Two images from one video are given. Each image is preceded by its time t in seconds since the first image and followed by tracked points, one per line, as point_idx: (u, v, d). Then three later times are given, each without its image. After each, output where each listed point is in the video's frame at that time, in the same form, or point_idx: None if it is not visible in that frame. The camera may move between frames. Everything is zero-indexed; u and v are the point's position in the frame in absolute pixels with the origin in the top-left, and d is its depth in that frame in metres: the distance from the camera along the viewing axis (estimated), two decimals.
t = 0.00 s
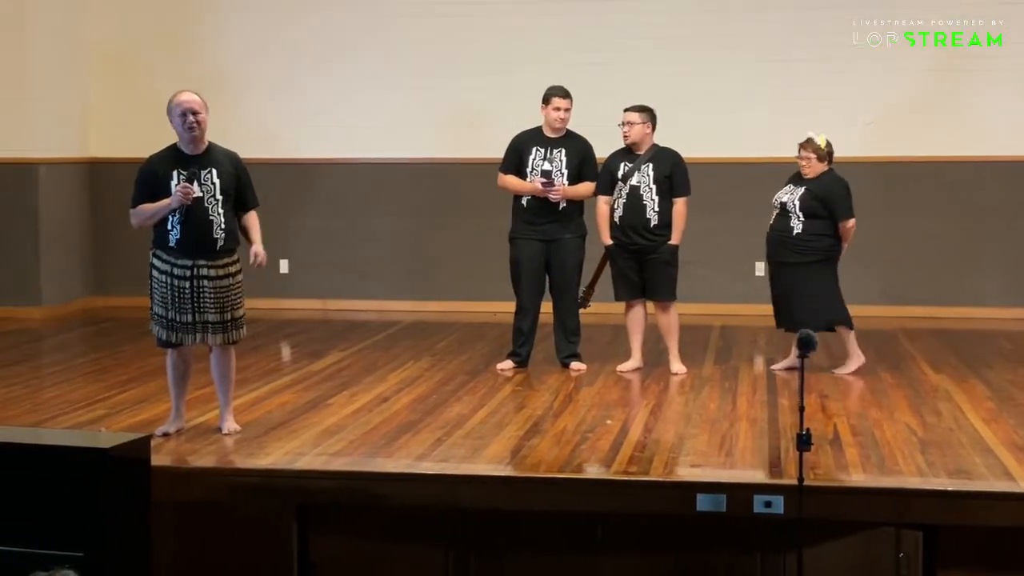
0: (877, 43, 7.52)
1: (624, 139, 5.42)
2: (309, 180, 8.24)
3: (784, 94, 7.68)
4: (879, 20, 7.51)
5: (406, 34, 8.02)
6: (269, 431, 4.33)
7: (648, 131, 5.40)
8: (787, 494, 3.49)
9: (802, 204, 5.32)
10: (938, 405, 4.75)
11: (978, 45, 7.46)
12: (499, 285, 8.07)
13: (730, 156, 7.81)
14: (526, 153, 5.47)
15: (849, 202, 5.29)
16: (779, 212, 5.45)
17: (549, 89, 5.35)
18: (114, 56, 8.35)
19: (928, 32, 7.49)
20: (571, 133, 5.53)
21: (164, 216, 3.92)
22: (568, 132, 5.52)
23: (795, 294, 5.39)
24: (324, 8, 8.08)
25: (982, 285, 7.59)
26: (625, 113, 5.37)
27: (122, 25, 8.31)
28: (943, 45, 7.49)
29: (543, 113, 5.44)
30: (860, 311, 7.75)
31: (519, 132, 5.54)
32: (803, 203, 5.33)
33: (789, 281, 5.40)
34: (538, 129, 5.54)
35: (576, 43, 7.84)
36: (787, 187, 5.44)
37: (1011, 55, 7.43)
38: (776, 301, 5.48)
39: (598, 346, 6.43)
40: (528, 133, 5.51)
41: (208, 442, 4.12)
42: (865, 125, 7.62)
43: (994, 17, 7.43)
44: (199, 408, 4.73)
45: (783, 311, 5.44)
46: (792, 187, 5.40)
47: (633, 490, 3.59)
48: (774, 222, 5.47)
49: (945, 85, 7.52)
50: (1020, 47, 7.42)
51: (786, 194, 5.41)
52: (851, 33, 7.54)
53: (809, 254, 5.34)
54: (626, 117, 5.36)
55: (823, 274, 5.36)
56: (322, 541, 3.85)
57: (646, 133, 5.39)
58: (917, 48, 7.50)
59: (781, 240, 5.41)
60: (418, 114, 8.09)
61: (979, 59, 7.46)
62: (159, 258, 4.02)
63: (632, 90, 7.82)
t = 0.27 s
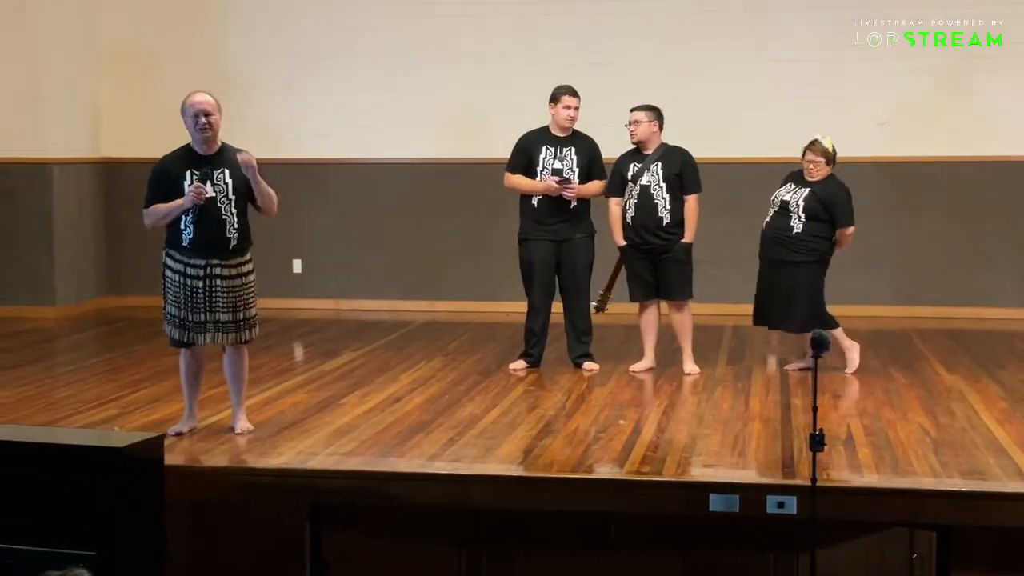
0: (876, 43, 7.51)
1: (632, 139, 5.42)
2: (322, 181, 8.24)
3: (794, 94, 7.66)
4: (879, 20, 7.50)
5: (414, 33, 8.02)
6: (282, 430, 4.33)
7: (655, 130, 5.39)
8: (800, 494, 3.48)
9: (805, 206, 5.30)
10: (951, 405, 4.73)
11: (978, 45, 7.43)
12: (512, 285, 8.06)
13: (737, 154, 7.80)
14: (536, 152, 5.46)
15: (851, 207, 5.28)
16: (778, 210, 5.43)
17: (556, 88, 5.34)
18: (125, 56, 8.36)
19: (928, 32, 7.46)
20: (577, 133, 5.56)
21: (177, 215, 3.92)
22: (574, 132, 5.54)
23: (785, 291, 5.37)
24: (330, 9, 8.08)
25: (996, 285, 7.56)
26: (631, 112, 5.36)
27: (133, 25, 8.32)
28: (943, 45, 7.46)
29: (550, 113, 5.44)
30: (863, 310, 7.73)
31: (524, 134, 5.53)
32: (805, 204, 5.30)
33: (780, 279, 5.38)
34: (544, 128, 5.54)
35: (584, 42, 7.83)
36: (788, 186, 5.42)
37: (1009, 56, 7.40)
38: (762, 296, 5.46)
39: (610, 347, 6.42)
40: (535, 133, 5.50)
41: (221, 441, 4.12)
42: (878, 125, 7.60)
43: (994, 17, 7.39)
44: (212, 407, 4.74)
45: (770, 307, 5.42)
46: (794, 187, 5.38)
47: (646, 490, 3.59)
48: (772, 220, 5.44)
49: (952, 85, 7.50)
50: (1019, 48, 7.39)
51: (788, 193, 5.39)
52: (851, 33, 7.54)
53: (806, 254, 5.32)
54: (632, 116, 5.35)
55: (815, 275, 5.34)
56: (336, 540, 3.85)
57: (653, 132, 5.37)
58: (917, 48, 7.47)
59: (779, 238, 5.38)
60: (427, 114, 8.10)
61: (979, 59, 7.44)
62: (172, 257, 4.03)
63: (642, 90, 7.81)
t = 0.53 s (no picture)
0: (878, 43, 7.51)
1: (640, 139, 5.42)
2: (335, 181, 8.25)
3: (804, 94, 7.65)
4: (880, 20, 7.49)
5: (423, 34, 8.03)
6: (294, 430, 4.34)
7: (664, 130, 5.39)
8: (814, 496, 3.47)
9: (811, 206, 5.26)
10: (965, 406, 4.72)
11: (979, 45, 7.42)
12: (524, 285, 8.06)
13: (755, 154, 7.78)
14: (548, 152, 5.44)
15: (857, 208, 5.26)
16: (782, 210, 5.38)
17: (563, 90, 5.36)
18: (137, 57, 8.38)
19: (930, 32, 7.45)
20: (584, 132, 5.56)
21: (190, 214, 3.94)
22: (580, 131, 5.54)
23: (786, 291, 5.38)
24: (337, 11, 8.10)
25: (1009, 286, 7.54)
26: (639, 112, 5.36)
27: (144, 25, 8.34)
28: (943, 45, 7.45)
29: (556, 111, 5.43)
30: (871, 310, 7.72)
31: (531, 133, 5.50)
32: (812, 204, 5.26)
33: (783, 278, 5.39)
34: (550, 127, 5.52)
35: (593, 42, 7.83)
36: (791, 185, 5.37)
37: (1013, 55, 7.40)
38: (762, 294, 5.47)
39: (623, 347, 6.42)
40: (544, 133, 5.47)
41: (233, 441, 4.12)
42: (892, 125, 7.58)
43: (995, 17, 7.38)
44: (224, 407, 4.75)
45: (769, 306, 5.44)
46: (799, 186, 5.32)
47: (658, 491, 3.58)
48: (777, 220, 5.41)
49: (961, 85, 7.48)
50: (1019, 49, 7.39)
51: (792, 192, 5.34)
52: (852, 33, 7.53)
53: (810, 255, 5.31)
54: (642, 117, 5.35)
55: (818, 275, 5.34)
56: (348, 540, 3.86)
57: (662, 132, 5.38)
58: (919, 49, 7.47)
59: (785, 238, 5.35)
60: (437, 113, 8.11)
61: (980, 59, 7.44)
62: (185, 257, 4.03)
63: (652, 91, 7.81)
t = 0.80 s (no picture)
0: (877, 43, 7.51)
1: (652, 140, 5.41)
2: (348, 181, 8.26)
3: (815, 94, 7.63)
4: (879, 20, 7.50)
5: (433, 34, 8.04)
6: (307, 430, 4.35)
7: (677, 130, 5.40)
8: (827, 496, 3.46)
9: (814, 204, 5.26)
10: (979, 407, 4.70)
11: (978, 45, 7.41)
12: (537, 285, 8.07)
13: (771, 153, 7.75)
14: (560, 154, 5.43)
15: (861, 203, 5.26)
16: (786, 212, 5.38)
17: (570, 91, 5.35)
18: (149, 57, 8.40)
19: (928, 32, 7.45)
20: (594, 132, 5.55)
21: (204, 214, 3.94)
22: (591, 131, 5.54)
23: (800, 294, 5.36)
24: (344, 12, 8.12)
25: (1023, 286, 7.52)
26: (652, 113, 5.35)
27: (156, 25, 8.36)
28: (943, 45, 7.45)
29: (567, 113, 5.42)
30: (885, 311, 7.69)
31: (543, 135, 5.48)
32: (815, 203, 5.26)
33: (797, 281, 5.37)
34: (562, 128, 5.50)
35: (603, 42, 7.83)
36: (793, 187, 5.38)
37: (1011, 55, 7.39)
38: (778, 300, 5.44)
39: (635, 347, 6.42)
40: (556, 134, 5.46)
41: (246, 441, 4.13)
42: (907, 125, 7.56)
43: (995, 17, 7.37)
44: (237, 407, 4.75)
45: (785, 310, 5.42)
46: (800, 187, 5.34)
47: (670, 491, 3.58)
48: (782, 222, 5.40)
49: (971, 86, 7.46)
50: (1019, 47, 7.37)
51: (794, 193, 5.35)
52: (851, 33, 7.53)
53: (821, 255, 5.30)
54: (654, 117, 5.33)
55: (827, 274, 5.33)
56: (360, 540, 3.86)
57: (676, 132, 5.38)
58: (917, 48, 7.46)
59: (791, 240, 5.35)
60: (448, 113, 8.11)
61: (979, 59, 7.43)
62: (197, 257, 4.04)
63: (663, 91, 7.80)
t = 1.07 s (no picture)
0: (877, 43, 7.51)
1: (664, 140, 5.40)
2: (360, 180, 8.27)
3: (826, 94, 7.62)
4: (879, 20, 7.50)
5: (443, 33, 8.05)
6: (319, 430, 4.35)
7: (689, 130, 5.39)
8: (840, 497, 3.45)
9: (817, 206, 5.26)
10: (992, 408, 4.68)
11: (978, 45, 7.41)
12: (549, 285, 8.07)
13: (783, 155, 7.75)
14: (575, 153, 5.44)
15: (865, 202, 5.24)
16: (792, 214, 5.38)
17: (590, 91, 5.35)
18: (161, 57, 8.42)
19: (928, 32, 7.44)
20: (612, 133, 5.55)
21: (217, 214, 3.95)
22: (609, 131, 5.53)
23: (810, 298, 5.35)
24: (352, 13, 8.14)
25: None
26: (664, 113, 5.36)
27: (167, 26, 8.38)
28: (943, 45, 7.44)
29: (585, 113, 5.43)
30: (898, 312, 7.67)
31: (560, 134, 5.50)
32: (818, 205, 5.26)
33: (806, 285, 5.35)
34: (579, 128, 5.51)
35: (612, 42, 7.83)
36: (799, 189, 5.38)
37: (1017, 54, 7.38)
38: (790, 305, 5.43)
39: (647, 347, 6.42)
40: (572, 133, 5.48)
41: (258, 441, 4.13)
42: (921, 125, 7.54)
43: (994, 17, 7.37)
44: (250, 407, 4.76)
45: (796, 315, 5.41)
46: (805, 188, 5.34)
47: (682, 492, 3.58)
48: (789, 224, 5.41)
49: (980, 86, 7.44)
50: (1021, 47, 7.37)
51: (799, 196, 5.35)
52: (851, 33, 7.53)
53: (826, 257, 5.29)
54: (666, 117, 5.33)
55: (836, 277, 5.30)
56: (372, 541, 3.86)
57: (688, 132, 5.38)
58: (918, 48, 7.46)
59: (797, 243, 5.35)
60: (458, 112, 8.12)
61: (978, 59, 7.42)
62: (210, 256, 4.04)
63: (675, 91, 7.79)
